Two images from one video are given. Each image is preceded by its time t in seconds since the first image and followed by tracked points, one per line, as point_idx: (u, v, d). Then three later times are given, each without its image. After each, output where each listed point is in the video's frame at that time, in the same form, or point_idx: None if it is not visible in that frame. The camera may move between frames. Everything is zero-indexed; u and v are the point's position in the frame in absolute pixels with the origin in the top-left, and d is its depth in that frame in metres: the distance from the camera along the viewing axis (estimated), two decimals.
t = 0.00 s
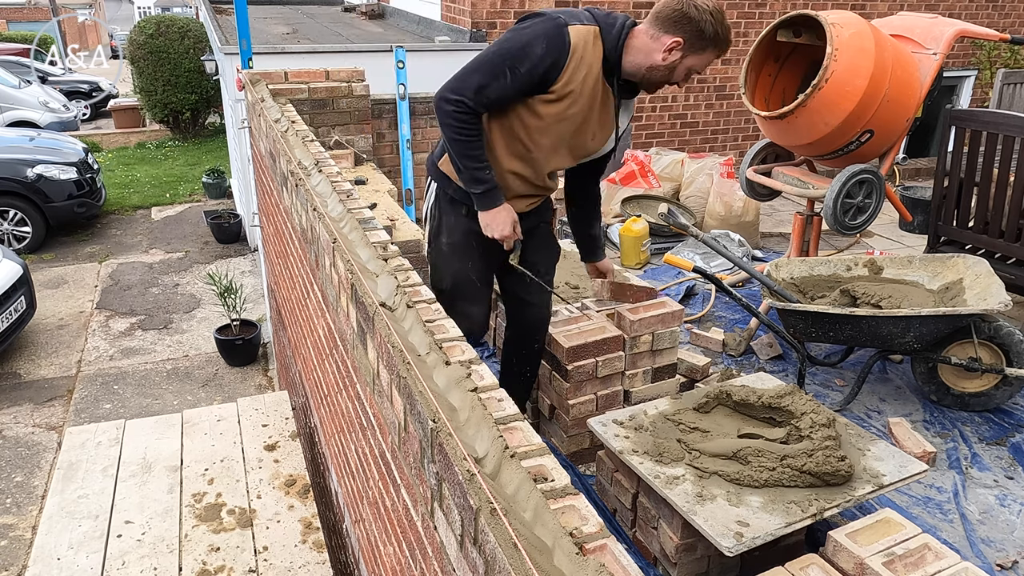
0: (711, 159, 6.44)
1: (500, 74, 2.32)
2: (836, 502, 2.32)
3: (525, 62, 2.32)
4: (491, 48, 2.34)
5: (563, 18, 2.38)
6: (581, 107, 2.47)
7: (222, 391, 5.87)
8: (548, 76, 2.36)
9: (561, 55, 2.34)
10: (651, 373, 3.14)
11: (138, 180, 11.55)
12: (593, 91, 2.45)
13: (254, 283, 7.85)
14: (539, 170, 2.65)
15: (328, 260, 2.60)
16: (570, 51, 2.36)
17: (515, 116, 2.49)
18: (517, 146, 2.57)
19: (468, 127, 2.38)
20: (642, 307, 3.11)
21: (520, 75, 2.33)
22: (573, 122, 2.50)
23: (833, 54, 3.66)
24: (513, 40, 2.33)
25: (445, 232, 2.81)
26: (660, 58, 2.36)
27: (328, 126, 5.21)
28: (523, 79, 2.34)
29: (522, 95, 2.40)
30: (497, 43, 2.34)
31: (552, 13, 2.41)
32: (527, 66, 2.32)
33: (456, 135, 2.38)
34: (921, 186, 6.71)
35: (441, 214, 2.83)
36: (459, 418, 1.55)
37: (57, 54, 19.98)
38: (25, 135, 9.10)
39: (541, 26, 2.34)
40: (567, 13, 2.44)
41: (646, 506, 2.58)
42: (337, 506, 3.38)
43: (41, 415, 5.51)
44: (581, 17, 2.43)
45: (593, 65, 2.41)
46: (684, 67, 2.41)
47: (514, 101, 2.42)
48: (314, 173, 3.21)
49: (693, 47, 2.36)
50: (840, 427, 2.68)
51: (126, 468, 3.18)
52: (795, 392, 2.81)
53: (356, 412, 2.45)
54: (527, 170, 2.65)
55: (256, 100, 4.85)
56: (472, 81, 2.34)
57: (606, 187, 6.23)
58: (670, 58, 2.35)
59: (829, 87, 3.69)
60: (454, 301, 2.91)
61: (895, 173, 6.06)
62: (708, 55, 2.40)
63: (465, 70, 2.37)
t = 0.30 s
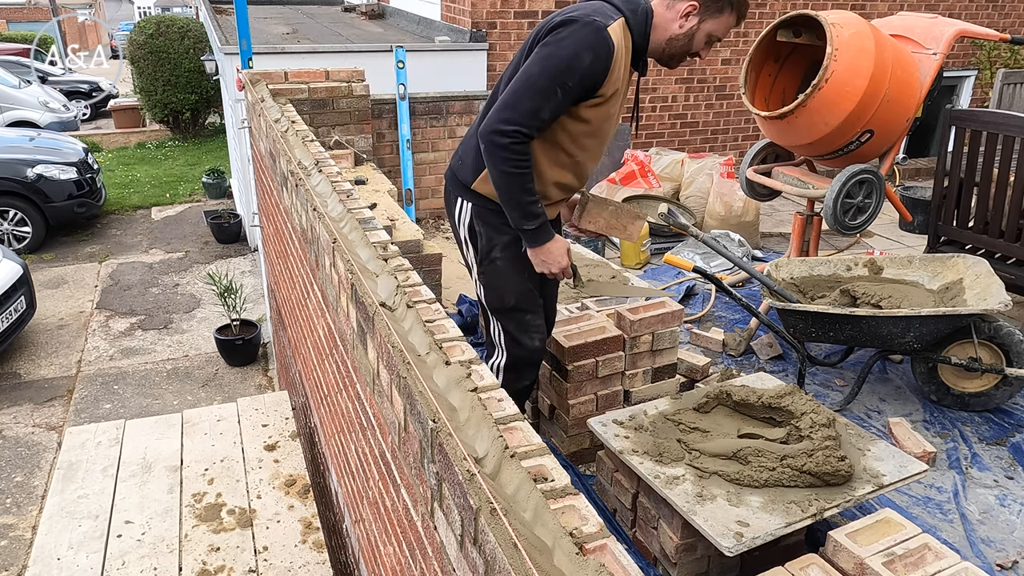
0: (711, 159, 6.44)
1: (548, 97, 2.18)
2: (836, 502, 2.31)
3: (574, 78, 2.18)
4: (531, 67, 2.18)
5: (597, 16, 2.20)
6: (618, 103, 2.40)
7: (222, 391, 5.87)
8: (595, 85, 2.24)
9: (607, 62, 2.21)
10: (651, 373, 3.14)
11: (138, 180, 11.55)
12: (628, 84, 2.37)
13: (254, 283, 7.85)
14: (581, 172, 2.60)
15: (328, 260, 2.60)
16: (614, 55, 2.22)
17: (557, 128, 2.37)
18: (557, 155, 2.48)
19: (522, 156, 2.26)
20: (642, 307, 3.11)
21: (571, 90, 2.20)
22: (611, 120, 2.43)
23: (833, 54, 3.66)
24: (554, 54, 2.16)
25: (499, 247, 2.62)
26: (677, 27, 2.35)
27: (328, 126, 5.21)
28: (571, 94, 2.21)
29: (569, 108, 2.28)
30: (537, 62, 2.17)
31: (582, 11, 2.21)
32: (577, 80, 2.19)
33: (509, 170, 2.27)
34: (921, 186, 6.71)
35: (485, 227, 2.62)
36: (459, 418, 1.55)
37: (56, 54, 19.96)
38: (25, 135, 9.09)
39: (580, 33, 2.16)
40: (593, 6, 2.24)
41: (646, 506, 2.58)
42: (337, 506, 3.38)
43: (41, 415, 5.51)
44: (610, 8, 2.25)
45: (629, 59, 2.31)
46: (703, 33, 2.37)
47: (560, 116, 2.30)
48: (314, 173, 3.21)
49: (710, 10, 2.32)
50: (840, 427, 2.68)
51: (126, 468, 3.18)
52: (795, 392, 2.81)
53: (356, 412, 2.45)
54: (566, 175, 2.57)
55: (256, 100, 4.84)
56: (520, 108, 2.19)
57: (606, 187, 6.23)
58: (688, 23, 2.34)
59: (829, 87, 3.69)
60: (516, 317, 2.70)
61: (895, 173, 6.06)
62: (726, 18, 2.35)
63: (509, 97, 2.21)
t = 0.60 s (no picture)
0: (711, 159, 6.45)
1: (637, 196, 2.02)
2: (836, 502, 2.31)
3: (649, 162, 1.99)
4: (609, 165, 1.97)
5: (656, 82, 1.96)
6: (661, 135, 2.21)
7: (222, 391, 5.87)
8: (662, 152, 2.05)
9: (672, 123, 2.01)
10: (650, 373, 3.15)
11: (138, 180, 11.55)
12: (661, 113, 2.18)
13: (254, 283, 7.85)
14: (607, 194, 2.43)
15: (328, 260, 2.61)
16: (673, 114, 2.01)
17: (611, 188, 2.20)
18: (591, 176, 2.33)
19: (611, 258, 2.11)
20: (643, 307, 3.11)
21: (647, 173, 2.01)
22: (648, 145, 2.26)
23: (833, 54, 3.66)
24: (632, 146, 1.94)
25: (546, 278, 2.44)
26: (696, 44, 2.19)
27: (328, 126, 5.21)
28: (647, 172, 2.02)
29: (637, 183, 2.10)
30: (620, 163, 1.96)
31: (639, 80, 1.95)
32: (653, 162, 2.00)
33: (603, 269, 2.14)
34: (921, 186, 6.71)
35: (532, 260, 2.42)
36: (459, 418, 1.55)
37: (57, 54, 19.95)
38: (26, 135, 9.09)
39: (654, 118, 1.94)
40: (643, 64, 1.98)
41: (646, 506, 2.58)
42: (337, 506, 3.38)
43: (41, 415, 5.51)
44: (651, 54, 2.00)
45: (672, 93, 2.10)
46: (724, 48, 2.22)
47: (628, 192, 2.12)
48: (314, 173, 3.21)
49: (730, 24, 2.16)
50: (840, 427, 2.68)
51: (126, 468, 3.18)
52: (795, 392, 2.82)
53: (356, 412, 2.45)
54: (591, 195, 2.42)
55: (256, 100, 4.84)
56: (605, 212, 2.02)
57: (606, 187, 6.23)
58: (706, 40, 2.18)
59: (829, 87, 3.69)
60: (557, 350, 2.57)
61: (895, 173, 6.06)
62: (748, 30, 2.18)
63: (599, 210, 2.03)
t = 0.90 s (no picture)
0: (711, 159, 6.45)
1: (677, 240, 2.03)
2: (836, 502, 2.31)
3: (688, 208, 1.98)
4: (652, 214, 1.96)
5: (690, 135, 1.94)
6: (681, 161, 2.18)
7: (222, 391, 5.87)
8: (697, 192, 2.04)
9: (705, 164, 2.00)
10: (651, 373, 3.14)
11: (138, 180, 11.55)
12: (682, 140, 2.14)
13: (254, 283, 7.85)
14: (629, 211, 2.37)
15: (328, 260, 2.61)
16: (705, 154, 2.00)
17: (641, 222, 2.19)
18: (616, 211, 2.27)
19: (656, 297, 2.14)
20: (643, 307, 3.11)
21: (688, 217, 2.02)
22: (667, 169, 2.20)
23: (833, 54, 3.67)
24: (675, 196, 1.94)
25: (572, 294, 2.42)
26: (725, 80, 2.16)
27: (328, 126, 5.21)
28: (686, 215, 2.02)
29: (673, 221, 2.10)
30: (653, 219, 1.96)
31: (672, 133, 1.92)
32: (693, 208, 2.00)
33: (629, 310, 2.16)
34: (921, 186, 6.71)
35: (557, 281, 2.40)
36: (459, 418, 1.55)
37: (57, 54, 19.94)
38: (26, 135, 9.09)
39: (691, 173, 1.92)
40: (676, 114, 1.94)
41: (646, 506, 2.58)
42: (337, 506, 3.38)
43: (41, 415, 5.51)
44: (682, 97, 1.97)
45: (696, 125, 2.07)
46: (755, 86, 2.18)
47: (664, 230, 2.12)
48: (314, 173, 3.21)
49: (763, 61, 2.13)
50: (840, 427, 2.68)
51: (126, 468, 3.18)
52: (795, 392, 2.82)
53: (356, 412, 2.45)
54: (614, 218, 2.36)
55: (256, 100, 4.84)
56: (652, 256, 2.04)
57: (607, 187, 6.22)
58: (736, 76, 2.14)
59: (829, 87, 3.70)
60: (582, 364, 2.56)
61: (896, 173, 6.06)
62: (780, 68, 2.15)
63: (645, 256, 2.05)
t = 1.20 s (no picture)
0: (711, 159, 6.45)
1: (683, 211, 1.99)
2: (836, 501, 2.31)
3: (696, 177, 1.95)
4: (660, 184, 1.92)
5: (693, 100, 1.90)
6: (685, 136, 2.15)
7: (222, 391, 5.87)
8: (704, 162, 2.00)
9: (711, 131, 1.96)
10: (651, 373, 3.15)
11: (138, 180, 11.55)
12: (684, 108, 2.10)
13: (254, 283, 7.85)
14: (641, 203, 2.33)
15: (328, 260, 2.60)
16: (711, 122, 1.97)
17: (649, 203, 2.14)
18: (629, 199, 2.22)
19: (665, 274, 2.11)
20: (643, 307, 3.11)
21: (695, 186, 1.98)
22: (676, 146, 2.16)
23: (833, 54, 3.66)
24: (682, 164, 1.90)
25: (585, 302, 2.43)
26: (724, 33, 2.09)
27: (328, 126, 5.21)
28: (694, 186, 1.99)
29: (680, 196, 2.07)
30: (666, 190, 1.93)
31: (675, 99, 1.89)
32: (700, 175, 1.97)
33: (650, 288, 2.14)
34: (921, 186, 6.71)
35: (571, 286, 2.39)
36: (459, 418, 1.55)
37: (57, 54, 19.94)
38: (26, 135, 9.09)
39: (696, 139, 1.89)
40: (676, 79, 1.91)
41: (646, 506, 2.58)
42: (337, 506, 3.38)
43: (41, 415, 5.51)
44: (680, 62, 1.94)
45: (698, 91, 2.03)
46: (757, 34, 2.09)
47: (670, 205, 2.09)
48: (314, 174, 3.21)
49: (762, 7, 2.04)
50: (840, 427, 2.68)
51: (126, 468, 3.18)
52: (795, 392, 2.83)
53: (356, 412, 2.45)
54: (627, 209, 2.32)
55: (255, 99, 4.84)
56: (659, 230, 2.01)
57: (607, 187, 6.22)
58: (735, 27, 2.07)
59: (829, 87, 3.69)
60: (584, 375, 2.54)
61: (895, 173, 6.06)
62: (782, 11, 2.04)
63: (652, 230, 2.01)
